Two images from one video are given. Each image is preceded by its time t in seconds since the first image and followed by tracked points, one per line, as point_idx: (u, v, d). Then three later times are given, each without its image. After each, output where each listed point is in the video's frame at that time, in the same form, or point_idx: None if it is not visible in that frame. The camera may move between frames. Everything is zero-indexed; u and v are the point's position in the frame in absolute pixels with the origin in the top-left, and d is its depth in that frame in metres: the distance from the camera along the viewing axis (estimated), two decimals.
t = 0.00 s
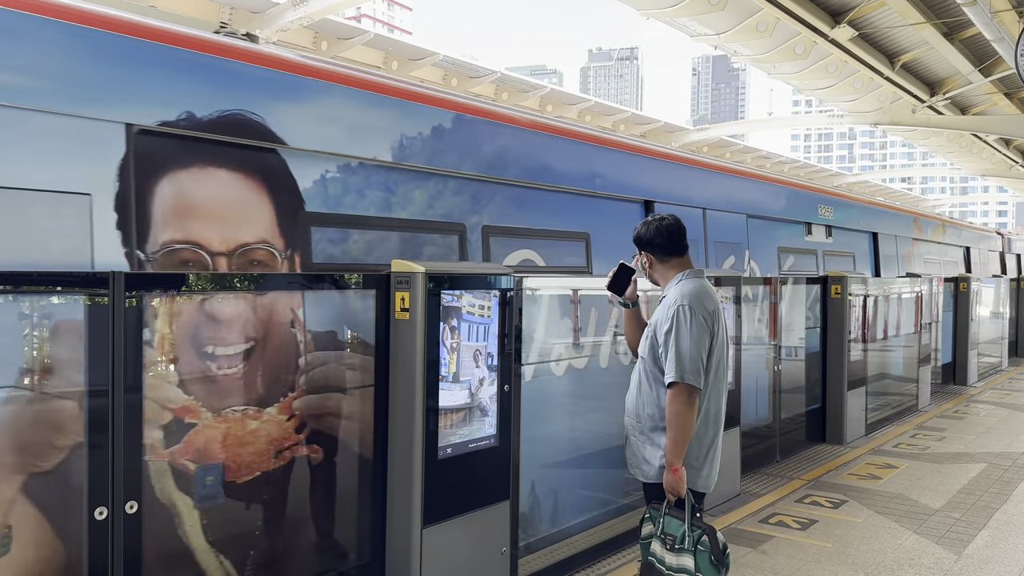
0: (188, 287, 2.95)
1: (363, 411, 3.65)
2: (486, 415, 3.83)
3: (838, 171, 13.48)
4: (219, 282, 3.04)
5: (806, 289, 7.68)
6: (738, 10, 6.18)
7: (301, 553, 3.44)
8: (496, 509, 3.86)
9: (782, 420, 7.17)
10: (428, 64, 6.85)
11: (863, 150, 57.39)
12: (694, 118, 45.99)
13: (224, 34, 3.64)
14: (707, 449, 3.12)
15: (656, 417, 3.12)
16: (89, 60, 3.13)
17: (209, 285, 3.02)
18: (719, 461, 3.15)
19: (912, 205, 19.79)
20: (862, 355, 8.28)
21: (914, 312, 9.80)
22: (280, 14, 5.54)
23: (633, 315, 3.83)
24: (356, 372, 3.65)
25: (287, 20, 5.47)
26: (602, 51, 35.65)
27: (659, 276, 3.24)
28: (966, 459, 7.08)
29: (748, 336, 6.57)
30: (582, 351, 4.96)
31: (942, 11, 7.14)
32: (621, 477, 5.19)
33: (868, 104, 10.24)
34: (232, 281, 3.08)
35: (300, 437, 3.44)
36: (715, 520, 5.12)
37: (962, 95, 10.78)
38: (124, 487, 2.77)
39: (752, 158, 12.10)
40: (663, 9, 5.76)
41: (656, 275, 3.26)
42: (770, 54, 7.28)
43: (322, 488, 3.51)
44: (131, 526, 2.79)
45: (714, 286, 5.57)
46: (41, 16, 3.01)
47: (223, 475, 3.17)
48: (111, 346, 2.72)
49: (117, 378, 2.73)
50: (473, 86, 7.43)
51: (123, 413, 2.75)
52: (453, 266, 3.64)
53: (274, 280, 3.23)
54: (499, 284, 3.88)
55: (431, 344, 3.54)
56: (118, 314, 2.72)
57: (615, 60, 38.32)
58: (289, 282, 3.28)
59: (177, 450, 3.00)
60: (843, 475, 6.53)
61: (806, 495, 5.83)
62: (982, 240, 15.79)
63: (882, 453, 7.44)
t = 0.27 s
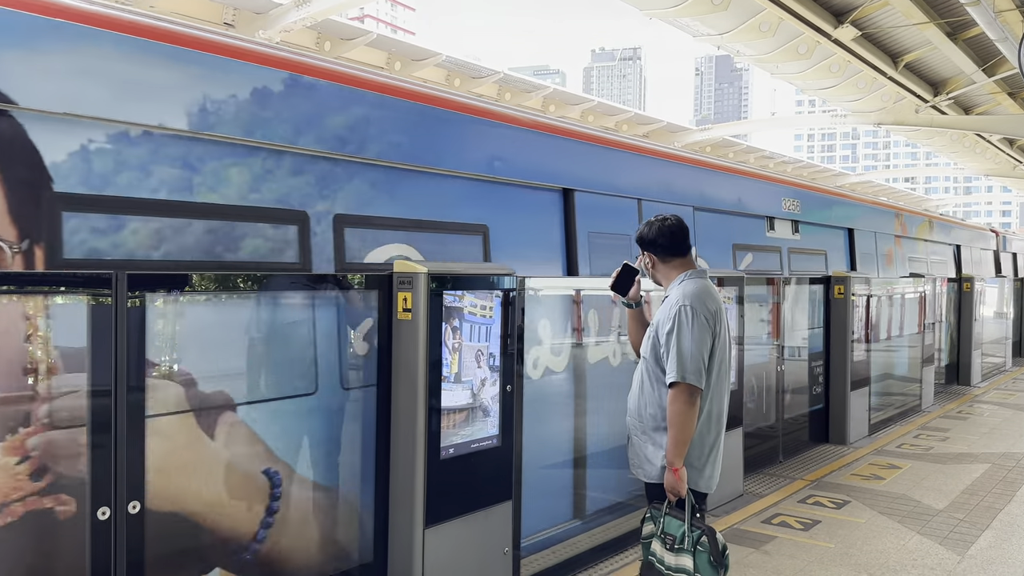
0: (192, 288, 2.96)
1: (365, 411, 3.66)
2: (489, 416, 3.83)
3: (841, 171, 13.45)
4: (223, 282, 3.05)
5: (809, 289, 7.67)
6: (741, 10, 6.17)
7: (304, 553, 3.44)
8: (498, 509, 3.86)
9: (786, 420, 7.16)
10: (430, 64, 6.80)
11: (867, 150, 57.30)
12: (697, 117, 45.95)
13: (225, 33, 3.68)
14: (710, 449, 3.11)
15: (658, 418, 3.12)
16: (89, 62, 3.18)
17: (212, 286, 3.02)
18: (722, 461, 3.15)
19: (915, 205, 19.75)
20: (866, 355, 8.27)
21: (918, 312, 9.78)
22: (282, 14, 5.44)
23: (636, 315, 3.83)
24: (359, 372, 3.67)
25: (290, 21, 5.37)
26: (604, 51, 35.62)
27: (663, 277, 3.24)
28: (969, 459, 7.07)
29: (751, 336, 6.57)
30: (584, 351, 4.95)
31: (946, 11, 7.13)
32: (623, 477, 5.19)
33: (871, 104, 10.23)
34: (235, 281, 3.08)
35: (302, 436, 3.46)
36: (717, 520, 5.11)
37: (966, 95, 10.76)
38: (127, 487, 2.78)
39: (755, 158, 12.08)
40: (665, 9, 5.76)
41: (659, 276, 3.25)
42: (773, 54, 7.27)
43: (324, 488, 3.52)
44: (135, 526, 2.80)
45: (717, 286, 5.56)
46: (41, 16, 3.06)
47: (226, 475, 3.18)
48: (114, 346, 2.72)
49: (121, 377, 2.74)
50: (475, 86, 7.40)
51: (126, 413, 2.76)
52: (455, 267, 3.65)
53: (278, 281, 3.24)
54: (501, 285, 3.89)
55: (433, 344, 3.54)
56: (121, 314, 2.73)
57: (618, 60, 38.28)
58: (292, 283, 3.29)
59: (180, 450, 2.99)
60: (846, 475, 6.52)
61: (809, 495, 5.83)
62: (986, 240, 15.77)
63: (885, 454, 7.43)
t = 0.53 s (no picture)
0: (196, 288, 2.98)
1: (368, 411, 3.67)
2: (492, 417, 3.82)
3: (846, 171, 13.40)
4: (227, 282, 3.07)
5: (814, 290, 7.65)
6: (745, 10, 6.16)
7: (307, 553, 3.46)
8: (502, 510, 3.86)
9: (790, 421, 7.14)
10: (434, 65, 6.77)
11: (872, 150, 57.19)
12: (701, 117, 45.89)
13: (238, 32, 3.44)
14: (714, 450, 3.10)
15: (662, 418, 3.11)
16: (99, 59, 2.92)
17: (217, 285, 3.05)
18: (726, 462, 3.14)
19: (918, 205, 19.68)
20: (870, 356, 8.25)
21: (923, 313, 9.76)
22: (288, 15, 5.43)
23: (640, 315, 3.83)
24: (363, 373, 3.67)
25: (295, 22, 5.36)
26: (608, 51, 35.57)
27: (667, 277, 3.23)
28: (975, 460, 7.05)
29: (756, 337, 6.56)
30: (588, 351, 4.94)
31: (951, 10, 7.11)
32: (629, 477, 5.19)
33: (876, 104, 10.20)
34: (239, 281, 3.12)
35: (306, 436, 3.46)
36: (721, 521, 5.10)
37: (971, 95, 10.74)
38: (131, 487, 2.80)
39: (759, 158, 12.05)
40: (670, 9, 5.75)
41: (664, 277, 3.25)
42: (777, 54, 7.25)
43: (327, 487, 3.54)
44: (139, 525, 2.82)
45: (722, 286, 5.55)
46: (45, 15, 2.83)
47: (230, 475, 3.18)
48: (118, 346, 2.76)
49: (125, 377, 2.77)
50: (479, 86, 7.37)
51: (130, 412, 2.79)
52: (460, 267, 3.65)
53: (283, 281, 3.29)
54: (506, 285, 3.88)
55: (437, 344, 3.54)
56: (126, 313, 2.77)
57: (621, 60, 38.24)
58: (296, 283, 3.34)
59: (183, 451, 3.01)
60: (851, 476, 6.50)
61: (813, 496, 5.81)
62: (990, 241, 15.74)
63: (890, 455, 7.41)
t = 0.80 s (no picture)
0: (203, 289, 2.98)
1: (374, 413, 3.69)
2: (497, 418, 3.82)
3: (853, 172, 13.35)
4: (234, 283, 3.08)
5: (820, 291, 7.63)
6: (751, 11, 6.15)
7: (313, 554, 3.47)
8: (507, 512, 3.86)
9: (796, 423, 7.12)
10: (440, 66, 6.76)
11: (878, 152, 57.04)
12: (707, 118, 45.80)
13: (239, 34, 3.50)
14: (720, 452, 3.09)
15: (667, 420, 3.11)
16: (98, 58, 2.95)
17: (224, 287, 3.05)
18: (731, 464, 3.13)
19: (925, 205, 19.56)
20: (877, 358, 8.22)
21: (930, 314, 9.72)
22: (294, 17, 5.42)
23: (646, 317, 3.82)
24: (369, 375, 3.68)
25: (301, 24, 5.34)
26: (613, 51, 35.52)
27: (671, 279, 3.24)
28: (982, 463, 7.02)
29: (762, 338, 6.54)
30: (593, 352, 4.94)
31: (958, 11, 7.09)
32: (634, 479, 5.18)
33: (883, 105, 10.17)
34: (246, 283, 3.13)
35: (312, 438, 3.47)
36: (727, 523, 5.09)
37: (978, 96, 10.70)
38: (138, 487, 2.83)
39: (765, 159, 12.03)
40: (676, 10, 5.75)
41: (667, 278, 3.25)
42: (784, 55, 7.24)
43: (334, 489, 3.55)
44: (145, 525, 2.85)
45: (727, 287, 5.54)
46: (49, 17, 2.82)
47: (237, 477, 3.19)
48: (125, 347, 2.78)
49: (132, 378, 2.80)
50: (485, 88, 7.37)
51: (138, 414, 2.82)
52: (465, 269, 3.65)
53: (290, 282, 3.29)
54: (511, 287, 3.88)
55: (442, 345, 3.55)
56: (133, 315, 2.79)
57: (627, 61, 38.15)
58: (302, 284, 3.34)
59: (189, 451, 3.02)
60: (857, 478, 6.48)
61: (820, 498, 5.79)
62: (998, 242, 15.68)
63: (896, 457, 7.37)
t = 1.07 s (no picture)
0: (211, 291, 3.01)
1: (381, 414, 3.70)
2: (504, 421, 3.83)
3: (860, 173, 13.29)
4: (242, 285, 3.10)
5: (828, 294, 7.60)
6: (758, 13, 6.15)
7: (320, 556, 3.48)
8: (514, 515, 3.86)
9: (804, 426, 7.10)
10: (447, 69, 6.74)
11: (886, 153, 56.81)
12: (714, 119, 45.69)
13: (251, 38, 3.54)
14: (727, 455, 3.09)
15: (674, 423, 3.11)
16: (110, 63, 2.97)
17: (231, 289, 3.07)
18: (738, 466, 3.13)
19: (933, 206, 19.44)
20: (885, 360, 8.19)
21: (938, 316, 9.67)
22: (301, 20, 5.36)
23: (652, 320, 3.82)
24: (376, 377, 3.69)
25: (308, 27, 5.29)
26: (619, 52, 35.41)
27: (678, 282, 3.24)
28: (991, 466, 6.98)
29: (769, 341, 6.52)
30: (599, 355, 4.94)
31: (966, 12, 7.07)
32: (641, 482, 5.17)
33: (891, 106, 10.13)
34: (254, 285, 3.15)
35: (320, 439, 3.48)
36: (734, 526, 5.08)
37: (987, 98, 10.66)
38: (147, 489, 2.84)
39: (772, 161, 12.00)
40: (682, 13, 5.76)
41: (675, 282, 3.25)
42: (791, 57, 7.22)
43: (340, 490, 3.56)
44: (154, 527, 2.86)
45: (734, 289, 5.53)
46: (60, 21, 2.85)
47: (245, 478, 3.20)
48: (134, 349, 2.80)
49: (141, 380, 2.81)
50: (491, 90, 7.36)
51: (146, 416, 2.83)
52: (472, 271, 3.65)
53: (297, 284, 3.31)
54: (518, 289, 3.88)
55: (449, 347, 3.55)
56: (142, 317, 2.80)
57: (633, 63, 38.09)
58: (310, 286, 3.35)
59: (197, 452, 3.04)
60: (865, 481, 6.46)
61: (828, 501, 5.77)
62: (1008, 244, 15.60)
63: (904, 460, 7.33)
